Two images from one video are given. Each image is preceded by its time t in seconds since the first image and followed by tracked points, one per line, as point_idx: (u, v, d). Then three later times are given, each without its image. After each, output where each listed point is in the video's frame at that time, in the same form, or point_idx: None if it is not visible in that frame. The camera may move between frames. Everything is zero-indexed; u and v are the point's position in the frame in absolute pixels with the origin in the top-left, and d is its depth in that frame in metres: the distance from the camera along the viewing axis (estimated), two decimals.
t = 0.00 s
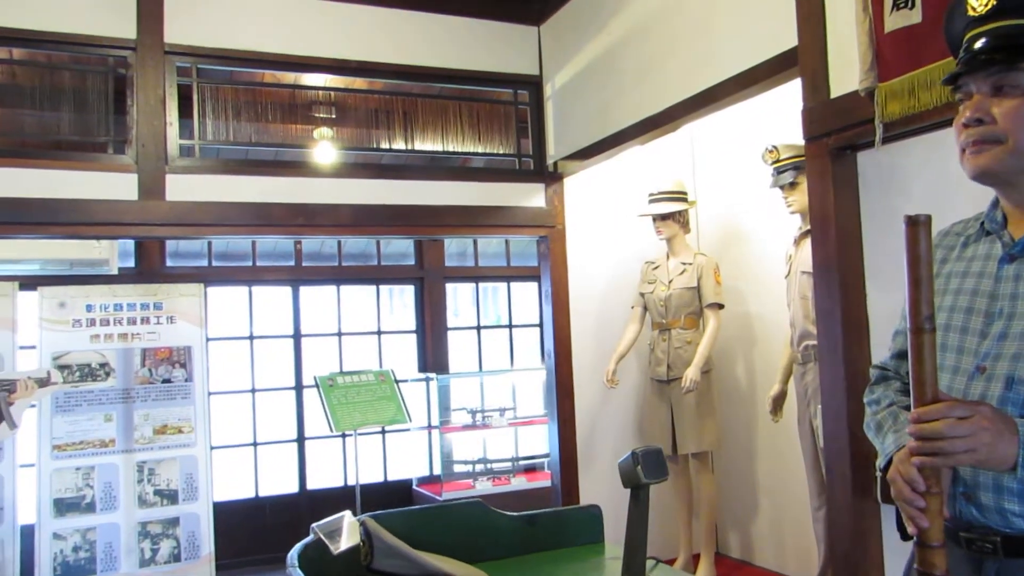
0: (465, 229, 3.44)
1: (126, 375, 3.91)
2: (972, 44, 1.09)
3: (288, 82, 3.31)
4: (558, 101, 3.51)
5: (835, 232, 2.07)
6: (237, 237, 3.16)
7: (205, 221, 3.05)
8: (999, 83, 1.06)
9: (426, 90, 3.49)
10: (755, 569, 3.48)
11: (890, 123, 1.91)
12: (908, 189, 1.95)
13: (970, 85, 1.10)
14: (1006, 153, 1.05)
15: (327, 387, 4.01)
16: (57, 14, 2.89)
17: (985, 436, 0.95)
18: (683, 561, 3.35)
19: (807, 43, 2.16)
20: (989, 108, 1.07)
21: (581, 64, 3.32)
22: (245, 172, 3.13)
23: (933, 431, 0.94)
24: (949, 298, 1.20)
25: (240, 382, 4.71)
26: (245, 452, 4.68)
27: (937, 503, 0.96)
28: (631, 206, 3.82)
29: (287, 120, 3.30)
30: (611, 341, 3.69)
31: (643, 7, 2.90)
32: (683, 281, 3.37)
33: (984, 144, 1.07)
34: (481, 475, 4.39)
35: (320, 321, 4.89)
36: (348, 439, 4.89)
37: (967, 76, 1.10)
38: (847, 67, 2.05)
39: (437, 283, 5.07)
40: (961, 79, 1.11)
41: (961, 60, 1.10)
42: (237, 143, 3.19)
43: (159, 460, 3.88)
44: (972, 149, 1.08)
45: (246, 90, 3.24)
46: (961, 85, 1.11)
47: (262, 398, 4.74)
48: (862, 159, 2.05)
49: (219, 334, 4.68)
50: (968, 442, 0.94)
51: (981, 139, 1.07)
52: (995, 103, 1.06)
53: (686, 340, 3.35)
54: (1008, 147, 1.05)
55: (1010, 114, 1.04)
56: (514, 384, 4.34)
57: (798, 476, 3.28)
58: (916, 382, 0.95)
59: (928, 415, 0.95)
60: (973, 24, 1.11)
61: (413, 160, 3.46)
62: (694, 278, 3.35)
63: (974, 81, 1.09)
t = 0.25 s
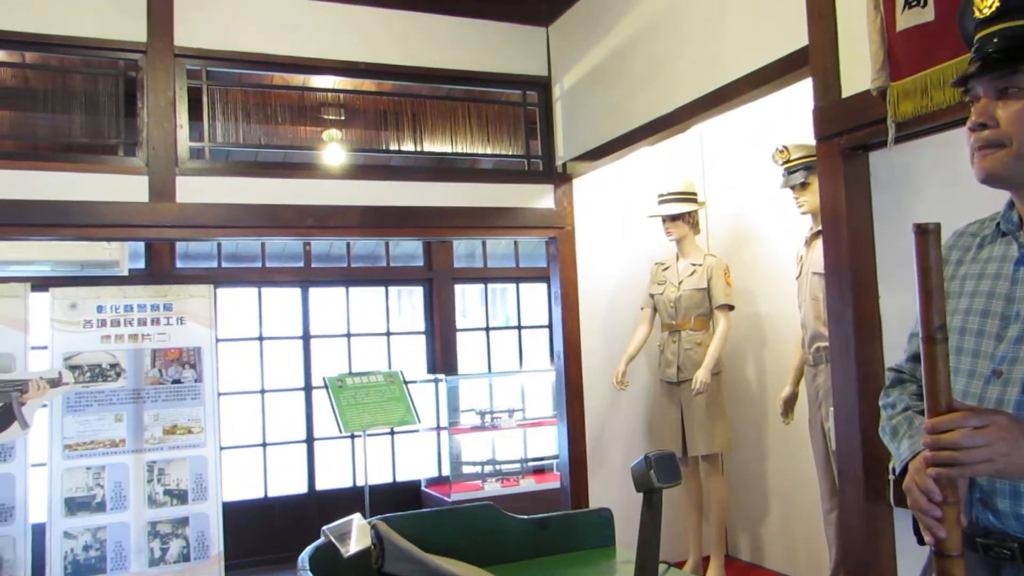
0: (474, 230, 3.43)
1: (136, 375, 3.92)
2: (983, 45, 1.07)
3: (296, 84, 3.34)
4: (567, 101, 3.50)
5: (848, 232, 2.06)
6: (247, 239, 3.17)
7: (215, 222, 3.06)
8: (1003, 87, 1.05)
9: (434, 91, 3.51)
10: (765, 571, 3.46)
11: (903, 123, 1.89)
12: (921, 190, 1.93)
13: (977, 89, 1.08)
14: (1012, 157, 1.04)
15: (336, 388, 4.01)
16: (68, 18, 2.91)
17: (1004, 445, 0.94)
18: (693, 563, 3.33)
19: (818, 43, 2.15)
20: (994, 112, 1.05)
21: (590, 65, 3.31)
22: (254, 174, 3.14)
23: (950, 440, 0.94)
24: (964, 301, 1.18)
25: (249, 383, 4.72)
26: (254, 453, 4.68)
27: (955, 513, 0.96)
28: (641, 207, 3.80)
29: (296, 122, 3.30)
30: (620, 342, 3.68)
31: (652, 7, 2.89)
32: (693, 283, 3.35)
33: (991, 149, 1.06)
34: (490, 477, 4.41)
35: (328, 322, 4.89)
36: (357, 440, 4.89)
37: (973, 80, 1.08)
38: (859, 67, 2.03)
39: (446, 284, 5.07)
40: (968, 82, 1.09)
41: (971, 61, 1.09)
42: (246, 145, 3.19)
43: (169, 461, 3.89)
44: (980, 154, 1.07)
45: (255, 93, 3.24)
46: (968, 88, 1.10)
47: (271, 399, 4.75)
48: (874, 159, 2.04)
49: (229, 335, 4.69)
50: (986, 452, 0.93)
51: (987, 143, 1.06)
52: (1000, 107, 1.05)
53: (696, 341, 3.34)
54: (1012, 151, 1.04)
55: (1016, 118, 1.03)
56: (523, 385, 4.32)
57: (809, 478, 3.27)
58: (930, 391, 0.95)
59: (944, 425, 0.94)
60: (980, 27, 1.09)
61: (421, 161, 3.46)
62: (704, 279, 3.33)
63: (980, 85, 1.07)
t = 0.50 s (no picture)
0: (484, 231, 3.43)
1: (149, 376, 3.94)
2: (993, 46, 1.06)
3: (308, 86, 3.33)
4: (578, 103, 3.49)
5: (863, 236, 2.02)
6: (258, 241, 3.18)
7: (227, 224, 3.07)
8: (1016, 88, 1.03)
9: (443, 92, 3.51)
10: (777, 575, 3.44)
11: (916, 123, 1.87)
12: (936, 192, 1.91)
13: (990, 90, 1.06)
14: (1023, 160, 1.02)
15: (348, 389, 4.01)
16: (82, 21, 2.93)
17: (1012, 450, 0.93)
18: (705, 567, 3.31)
19: (830, 44, 2.13)
20: (1004, 113, 1.04)
21: (601, 66, 3.30)
22: (266, 176, 3.15)
23: (956, 444, 0.93)
24: (977, 306, 1.17)
25: (261, 384, 4.74)
26: (266, 453, 4.70)
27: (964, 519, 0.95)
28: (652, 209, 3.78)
29: (307, 124, 3.34)
30: (631, 344, 3.67)
31: (663, 8, 2.88)
32: (704, 285, 3.34)
33: (1003, 152, 1.04)
34: (501, 478, 4.37)
35: (340, 323, 4.91)
36: (369, 441, 4.90)
37: (987, 80, 1.07)
38: (873, 66, 2.01)
39: (457, 286, 5.08)
40: (982, 82, 1.08)
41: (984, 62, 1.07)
42: (257, 148, 3.20)
43: (181, 461, 3.91)
44: (992, 156, 1.06)
45: (266, 94, 3.28)
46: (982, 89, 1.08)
47: (283, 400, 4.76)
48: (888, 160, 2.01)
49: (241, 337, 4.71)
50: (992, 457, 0.92)
51: (1000, 145, 1.04)
52: (1011, 108, 1.03)
53: (707, 343, 3.32)
54: None
55: None
56: (534, 385, 4.33)
57: (821, 481, 3.24)
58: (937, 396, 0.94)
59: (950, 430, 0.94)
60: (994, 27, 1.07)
61: (432, 163, 3.45)
62: (716, 281, 3.32)
63: (994, 85, 1.06)
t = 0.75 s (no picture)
0: (495, 232, 3.43)
1: (162, 377, 3.96)
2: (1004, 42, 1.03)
3: (318, 87, 3.34)
4: (589, 103, 3.48)
5: (875, 234, 2.00)
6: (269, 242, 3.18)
7: (238, 225, 3.08)
8: None
9: (455, 93, 3.50)
10: None
11: (929, 123, 1.85)
12: (951, 192, 1.88)
13: (1003, 88, 1.03)
14: None
15: (359, 390, 4.02)
16: (94, 24, 2.95)
17: None
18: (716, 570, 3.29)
19: (842, 42, 2.11)
20: (1015, 111, 1.01)
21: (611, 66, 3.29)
22: (277, 177, 3.16)
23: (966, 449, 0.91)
24: (990, 308, 1.14)
25: (274, 384, 4.75)
26: (278, 454, 4.72)
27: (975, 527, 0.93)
28: (664, 209, 3.76)
29: (317, 126, 3.34)
30: (643, 344, 3.65)
31: (674, 7, 2.86)
32: (716, 285, 3.31)
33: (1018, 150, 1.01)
34: (512, 480, 4.38)
35: (352, 324, 4.92)
36: (380, 442, 4.91)
37: (1000, 78, 1.04)
38: (885, 65, 1.98)
39: (469, 286, 5.08)
40: (994, 80, 1.05)
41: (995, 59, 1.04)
42: (268, 150, 3.21)
43: (194, 461, 3.92)
44: (1006, 155, 1.03)
45: (276, 96, 3.29)
46: (995, 86, 1.05)
47: (295, 400, 4.78)
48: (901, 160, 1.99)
49: (253, 337, 4.73)
50: (1003, 462, 0.90)
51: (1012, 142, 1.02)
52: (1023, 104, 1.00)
53: (719, 345, 3.29)
54: None
55: None
56: (546, 385, 4.31)
57: (834, 484, 3.21)
58: (948, 398, 0.93)
59: (960, 434, 0.92)
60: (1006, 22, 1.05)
61: (442, 164, 3.44)
62: (727, 282, 3.29)
63: (1006, 83, 1.03)
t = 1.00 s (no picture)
0: (509, 232, 3.42)
1: (179, 375, 3.99)
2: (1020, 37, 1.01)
3: (333, 87, 3.35)
4: (603, 102, 3.47)
5: (892, 234, 1.97)
6: (283, 241, 3.19)
7: (253, 225, 3.09)
8: None
9: (469, 92, 3.50)
10: None
11: (945, 122, 1.81)
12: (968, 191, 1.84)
13: (1018, 84, 1.01)
14: None
15: (373, 389, 4.02)
16: (110, 25, 2.97)
17: None
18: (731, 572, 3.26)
19: (858, 40, 2.08)
20: None
21: (626, 64, 3.27)
22: (291, 176, 3.16)
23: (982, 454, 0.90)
24: (1008, 309, 1.11)
25: (289, 383, 4.78)
26: (293, 452, 4.74)
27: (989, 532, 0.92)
28: (679, 209, 3.73)
29: (331, 126, 3.38)
30: (657, 345, 3.63)
31: (688, 4, 2.84)
32: (731, 286, 3.28)
33: None
34: (526, 480, 4.37)
35: (367, 324, 4.93)
36: (395, 441, 4.92)
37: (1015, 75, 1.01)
38: (901, 62, 1.96)
39: (484, 286, 5.08)
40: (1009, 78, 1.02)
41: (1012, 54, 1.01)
42: (283, 150, 3.22)
43: (209, 460, 3.95)
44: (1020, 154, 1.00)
45: (291, 96, 3.32)
46: (1010, 84, 1.03)
47: (310, 399, 4.80)
48: (917, 159, 1.96)
49: (269, 336, 4.75)
50: (1020, 468, 0.88)
51: None
52: None
53: (734, 346, 3.26)
54: None
55: None
56: (561, 385, 4.29)
57: (851, 487, 3.18)
58: (963, 401, 0.92)
59: (976, 438, 0.90)
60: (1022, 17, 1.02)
61: (457, 164, 3.48)
62: (743, 282, 3.26)
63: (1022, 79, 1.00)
